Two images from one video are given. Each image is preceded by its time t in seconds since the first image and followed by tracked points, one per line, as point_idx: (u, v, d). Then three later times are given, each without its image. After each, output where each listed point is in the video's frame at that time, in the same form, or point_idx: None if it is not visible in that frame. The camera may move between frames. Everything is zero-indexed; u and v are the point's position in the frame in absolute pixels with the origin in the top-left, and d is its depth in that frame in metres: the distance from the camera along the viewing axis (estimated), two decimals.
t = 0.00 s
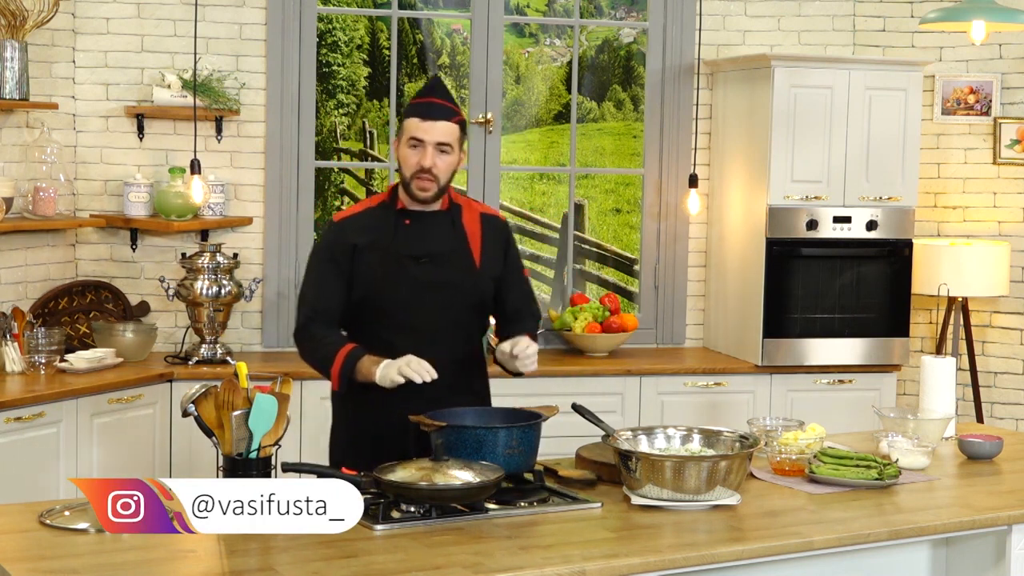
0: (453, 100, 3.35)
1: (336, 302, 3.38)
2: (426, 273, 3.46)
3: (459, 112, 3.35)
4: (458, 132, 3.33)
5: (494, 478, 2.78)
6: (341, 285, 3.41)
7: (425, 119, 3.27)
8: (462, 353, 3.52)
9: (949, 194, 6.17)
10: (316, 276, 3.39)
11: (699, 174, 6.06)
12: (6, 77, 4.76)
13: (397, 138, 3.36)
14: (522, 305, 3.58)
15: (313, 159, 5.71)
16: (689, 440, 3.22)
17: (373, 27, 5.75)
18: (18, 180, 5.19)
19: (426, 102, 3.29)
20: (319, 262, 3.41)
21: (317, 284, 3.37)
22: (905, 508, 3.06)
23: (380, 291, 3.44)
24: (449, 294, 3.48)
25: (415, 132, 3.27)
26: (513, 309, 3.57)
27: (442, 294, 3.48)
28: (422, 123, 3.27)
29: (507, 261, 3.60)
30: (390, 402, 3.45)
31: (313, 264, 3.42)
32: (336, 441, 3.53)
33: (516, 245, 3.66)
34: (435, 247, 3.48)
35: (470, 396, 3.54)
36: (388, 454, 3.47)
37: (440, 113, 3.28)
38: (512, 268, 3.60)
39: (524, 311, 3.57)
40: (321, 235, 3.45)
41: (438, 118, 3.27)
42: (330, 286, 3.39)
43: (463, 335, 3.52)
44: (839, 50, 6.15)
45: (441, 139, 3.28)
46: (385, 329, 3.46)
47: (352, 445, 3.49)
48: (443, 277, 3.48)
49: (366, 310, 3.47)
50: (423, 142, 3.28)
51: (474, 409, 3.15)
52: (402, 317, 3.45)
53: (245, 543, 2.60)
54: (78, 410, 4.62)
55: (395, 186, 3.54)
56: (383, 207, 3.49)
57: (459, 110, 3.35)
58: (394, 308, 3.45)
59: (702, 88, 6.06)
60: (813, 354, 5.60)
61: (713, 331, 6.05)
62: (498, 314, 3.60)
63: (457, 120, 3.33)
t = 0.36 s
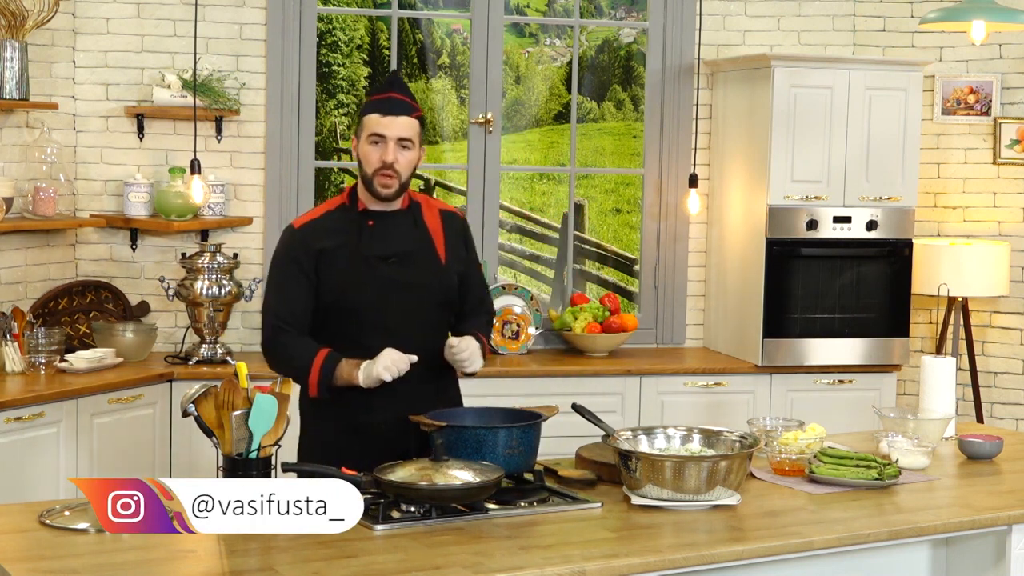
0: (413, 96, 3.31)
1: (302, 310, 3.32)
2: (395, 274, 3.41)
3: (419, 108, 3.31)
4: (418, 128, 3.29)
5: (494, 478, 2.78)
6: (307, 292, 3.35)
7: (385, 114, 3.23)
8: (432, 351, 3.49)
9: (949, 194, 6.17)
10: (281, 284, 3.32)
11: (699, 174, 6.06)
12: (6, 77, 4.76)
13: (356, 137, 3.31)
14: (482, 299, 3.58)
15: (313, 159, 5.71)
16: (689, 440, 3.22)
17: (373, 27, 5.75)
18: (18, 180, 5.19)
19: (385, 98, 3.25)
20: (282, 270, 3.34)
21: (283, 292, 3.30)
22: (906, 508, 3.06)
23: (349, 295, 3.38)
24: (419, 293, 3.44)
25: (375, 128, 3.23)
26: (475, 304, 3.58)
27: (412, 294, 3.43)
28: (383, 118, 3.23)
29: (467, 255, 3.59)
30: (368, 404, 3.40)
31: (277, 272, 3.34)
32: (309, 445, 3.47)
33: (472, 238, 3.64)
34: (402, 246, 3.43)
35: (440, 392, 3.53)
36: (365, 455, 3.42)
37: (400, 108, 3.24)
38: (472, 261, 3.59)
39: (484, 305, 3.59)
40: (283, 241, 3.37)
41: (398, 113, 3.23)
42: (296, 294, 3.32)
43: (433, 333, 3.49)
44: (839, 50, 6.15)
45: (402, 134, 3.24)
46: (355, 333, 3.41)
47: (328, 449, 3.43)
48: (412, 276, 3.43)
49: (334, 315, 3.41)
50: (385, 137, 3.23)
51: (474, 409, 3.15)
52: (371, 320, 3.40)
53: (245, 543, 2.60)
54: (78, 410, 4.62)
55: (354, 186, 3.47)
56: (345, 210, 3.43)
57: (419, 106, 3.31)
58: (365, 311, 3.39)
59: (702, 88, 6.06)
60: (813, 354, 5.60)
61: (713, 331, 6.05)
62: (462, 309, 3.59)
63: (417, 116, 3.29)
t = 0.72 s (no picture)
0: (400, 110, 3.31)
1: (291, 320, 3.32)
2: (381, 276, 3.42)
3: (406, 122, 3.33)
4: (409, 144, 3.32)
5: (494, 478, 2.78)
6: (294, 302, 3.34)
7: (392, 139, 3.22)
8: (421, 349, 3.52)
9: (949, 194, 6.17)
10: (269, 296, 3.31)
11: (698, 174, 6.06)
12: (6, 77, 4.76)
13: (353, 154, 3.26)
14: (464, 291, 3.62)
15: (313, 158, 5.71)
16: (689, 440, 3.22)
17: (373, 27, 5.75)
18: (18, 180, 5.19)
19: (392, 121, 3.23)
20: (268, 283, 3.32)
21: (270, 305, 3.29)
22: (906, 508, 3.06)
23: (338, 302, 3.38)
24: (404, 293, 3.46)
25: (383, 154, 3.21)
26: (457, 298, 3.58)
27: (397, 294, 3.45)
28: (390, 144, 3.21)
29: (446, 249, 3.62)
30: (368, 408, 3.41)
31: (263, 285, 3.32)
32: (304, 451, 3.46)
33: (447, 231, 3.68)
34: (385, 248, 3.44)
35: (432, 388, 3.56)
36: (363, 457, 3.43)
37: (405, 131, 3.25)
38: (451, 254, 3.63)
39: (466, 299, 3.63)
40: (266, 254, 3.34)
41: (403, 137, 3.24)
42: (285, 305, 3.31)
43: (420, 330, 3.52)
44: (839, 50, 6.15)
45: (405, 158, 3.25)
46: (345, 337, 3.42)
47: (325, 454, 3.43)
48: (397, 277, 3.45)
49: (321, 322, 3.42)
50: (391, 162, 3.23)
51: (473, 410, 3.15)
52: (361, 324, 3.41)
53: (245, 543, 2.60)
54: (79, 410, 4.62)
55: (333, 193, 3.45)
56: (327, 217, 3.42)
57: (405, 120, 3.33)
58: (353, 316, 3.40)
59: (702, 88, 6.06)
60: (813, 354, 5.60)
61: (713, 332, 6.05)
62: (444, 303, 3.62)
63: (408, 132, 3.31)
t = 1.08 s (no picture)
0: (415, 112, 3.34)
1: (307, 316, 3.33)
2: (400, 275, 3.42)
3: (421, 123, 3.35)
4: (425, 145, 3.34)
5: (494, 478, 2.78)
6: (311, 299, 3.35)
7: (410, 141, 3.24)
8: (440, 349, 3.50)
9: (949, 194, 6.17)
10: (286, 291, 3.32)
11: (699, 174, 6.06)
12: (6, 77, 4.76)
13: (371, 156, 3.28)
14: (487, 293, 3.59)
15: (313, 159, 5.71)
16: (689, 440, 3.22)
17: (373, 27, 5.75)
18: (18, 180, 5.19)
19: (409, 123, 3.26)
20: (286, 278, 3.34)
21: (286, 299, 3.31)
22: (906, 508, 3.06)
23: (355, 299, 3.39)
24: (424, 293, 3.45)
25: (401, 155, 3.23)
26: (476, 298, 3.54)
27: (417, 293, 3.44)
28: (408, 146, 3.24)
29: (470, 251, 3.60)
30: (376, 405, 3.41)
31: (280, 281, 3.34)
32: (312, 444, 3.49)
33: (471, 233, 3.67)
34: (405, 247, 3.44)
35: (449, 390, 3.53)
36: (363, 457, 3.43)
37: (421, 132, 3.28)
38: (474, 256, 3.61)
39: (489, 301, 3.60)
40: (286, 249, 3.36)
41: (419, 139, 3.27)
42: (301, 301, 3.33)
43: (440, 331, 3.50)
44: (839, 50, 6.15)
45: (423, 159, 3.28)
46: (362, 335, 3.42)
47: (330, 448, 3.45)
48: (417, 276, 3.44)
49: (338, 319, 3.42)
50: (409, 163, 3.25)
51: (473, 409, 3.15)
52: (378, 322, 3.41)
53: (245, 543, 2.60)
54: (79, 409, 4.62)
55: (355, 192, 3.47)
56: (348, 215, 3.43)
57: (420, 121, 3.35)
58: (370, 314, 3.40)
59: (702, 88, 6.06)
60: (813, 354, 5.60)
61: (713, 332, 6.05)
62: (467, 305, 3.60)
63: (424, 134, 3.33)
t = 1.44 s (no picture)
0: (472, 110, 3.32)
1: (353, 309, 3.38)
2: (447, 274, 3.45)
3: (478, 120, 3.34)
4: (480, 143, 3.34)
5: (494, 478, 2.78)
6: (358, 294, 3.40)
7: (461, 141, 3.24)
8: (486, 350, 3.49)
9: (949, 194, 6.17)
10: (334, 285, 3.39)
11: (699, 174, 6.06)
12: (6, 77, 4.76)
13: (423, 153, 3.29)
14: (537, 298, 3.56)
15: (313, 159, 5.70)
16: (689, 440, 3.22)
17: (373, 27, 5.75)
18: (18, 180, 5.19)
19: (462, 123, 3.25)
20: (335, 272, 3.40)
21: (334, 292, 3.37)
22: (906, 508, 3.06)
23: (400, 295, 3.42)
24: (469, 292, 3.46)
25: (451, 155, 3.24)
26: (529, 304, 3.54)
27: (463, 293, 3.46)
28: (459, 146, 3.24)
29: (522, 256, 3.59)
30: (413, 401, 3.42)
31: (330, 274, 3.41)
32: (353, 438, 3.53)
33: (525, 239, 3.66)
34: (453, 246, 3.47)
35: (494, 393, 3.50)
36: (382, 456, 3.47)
37: (474, 132, 3.27)
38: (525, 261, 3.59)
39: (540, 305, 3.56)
40: (338, 243, 3.44)
41: (472, 139, 3.26)
42: (348, 294, 3.38)
43: (486, 332, 3.49)
44: (839, 50, 6.15)
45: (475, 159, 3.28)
46: (407, 332, 3.44)
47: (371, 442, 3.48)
48: (463, 275, 3.46)
49: (385, 315, 3.45)
50: (459, 163, 3.25)
51: (473, 409, 3.15)
52: (424, 319, 3.43)
53: (245, 543, 2.60)
54: (78, 409, 4.62)
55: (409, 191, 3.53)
56: (399, 213, 3.48)
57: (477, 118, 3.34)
58: (416, 310, 3.43)
59: (702, 88, 6.06)
60: (813, 354, 5.60)
61: (713, 331, 6.05)
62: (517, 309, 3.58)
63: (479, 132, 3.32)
